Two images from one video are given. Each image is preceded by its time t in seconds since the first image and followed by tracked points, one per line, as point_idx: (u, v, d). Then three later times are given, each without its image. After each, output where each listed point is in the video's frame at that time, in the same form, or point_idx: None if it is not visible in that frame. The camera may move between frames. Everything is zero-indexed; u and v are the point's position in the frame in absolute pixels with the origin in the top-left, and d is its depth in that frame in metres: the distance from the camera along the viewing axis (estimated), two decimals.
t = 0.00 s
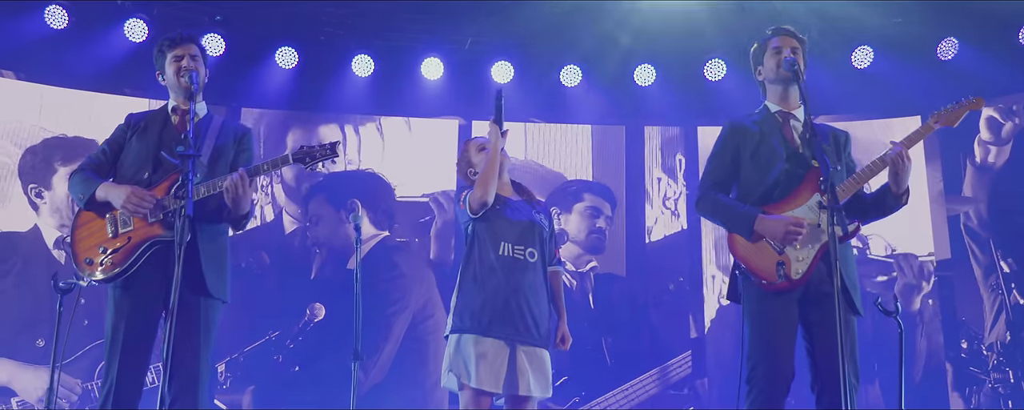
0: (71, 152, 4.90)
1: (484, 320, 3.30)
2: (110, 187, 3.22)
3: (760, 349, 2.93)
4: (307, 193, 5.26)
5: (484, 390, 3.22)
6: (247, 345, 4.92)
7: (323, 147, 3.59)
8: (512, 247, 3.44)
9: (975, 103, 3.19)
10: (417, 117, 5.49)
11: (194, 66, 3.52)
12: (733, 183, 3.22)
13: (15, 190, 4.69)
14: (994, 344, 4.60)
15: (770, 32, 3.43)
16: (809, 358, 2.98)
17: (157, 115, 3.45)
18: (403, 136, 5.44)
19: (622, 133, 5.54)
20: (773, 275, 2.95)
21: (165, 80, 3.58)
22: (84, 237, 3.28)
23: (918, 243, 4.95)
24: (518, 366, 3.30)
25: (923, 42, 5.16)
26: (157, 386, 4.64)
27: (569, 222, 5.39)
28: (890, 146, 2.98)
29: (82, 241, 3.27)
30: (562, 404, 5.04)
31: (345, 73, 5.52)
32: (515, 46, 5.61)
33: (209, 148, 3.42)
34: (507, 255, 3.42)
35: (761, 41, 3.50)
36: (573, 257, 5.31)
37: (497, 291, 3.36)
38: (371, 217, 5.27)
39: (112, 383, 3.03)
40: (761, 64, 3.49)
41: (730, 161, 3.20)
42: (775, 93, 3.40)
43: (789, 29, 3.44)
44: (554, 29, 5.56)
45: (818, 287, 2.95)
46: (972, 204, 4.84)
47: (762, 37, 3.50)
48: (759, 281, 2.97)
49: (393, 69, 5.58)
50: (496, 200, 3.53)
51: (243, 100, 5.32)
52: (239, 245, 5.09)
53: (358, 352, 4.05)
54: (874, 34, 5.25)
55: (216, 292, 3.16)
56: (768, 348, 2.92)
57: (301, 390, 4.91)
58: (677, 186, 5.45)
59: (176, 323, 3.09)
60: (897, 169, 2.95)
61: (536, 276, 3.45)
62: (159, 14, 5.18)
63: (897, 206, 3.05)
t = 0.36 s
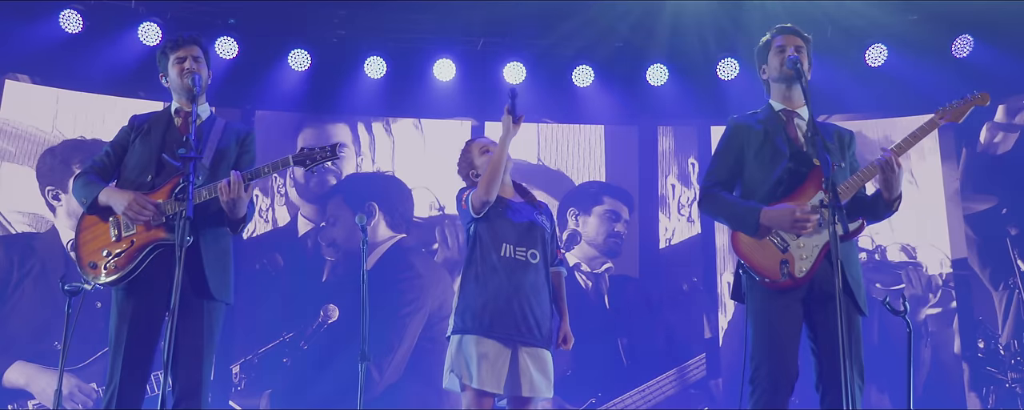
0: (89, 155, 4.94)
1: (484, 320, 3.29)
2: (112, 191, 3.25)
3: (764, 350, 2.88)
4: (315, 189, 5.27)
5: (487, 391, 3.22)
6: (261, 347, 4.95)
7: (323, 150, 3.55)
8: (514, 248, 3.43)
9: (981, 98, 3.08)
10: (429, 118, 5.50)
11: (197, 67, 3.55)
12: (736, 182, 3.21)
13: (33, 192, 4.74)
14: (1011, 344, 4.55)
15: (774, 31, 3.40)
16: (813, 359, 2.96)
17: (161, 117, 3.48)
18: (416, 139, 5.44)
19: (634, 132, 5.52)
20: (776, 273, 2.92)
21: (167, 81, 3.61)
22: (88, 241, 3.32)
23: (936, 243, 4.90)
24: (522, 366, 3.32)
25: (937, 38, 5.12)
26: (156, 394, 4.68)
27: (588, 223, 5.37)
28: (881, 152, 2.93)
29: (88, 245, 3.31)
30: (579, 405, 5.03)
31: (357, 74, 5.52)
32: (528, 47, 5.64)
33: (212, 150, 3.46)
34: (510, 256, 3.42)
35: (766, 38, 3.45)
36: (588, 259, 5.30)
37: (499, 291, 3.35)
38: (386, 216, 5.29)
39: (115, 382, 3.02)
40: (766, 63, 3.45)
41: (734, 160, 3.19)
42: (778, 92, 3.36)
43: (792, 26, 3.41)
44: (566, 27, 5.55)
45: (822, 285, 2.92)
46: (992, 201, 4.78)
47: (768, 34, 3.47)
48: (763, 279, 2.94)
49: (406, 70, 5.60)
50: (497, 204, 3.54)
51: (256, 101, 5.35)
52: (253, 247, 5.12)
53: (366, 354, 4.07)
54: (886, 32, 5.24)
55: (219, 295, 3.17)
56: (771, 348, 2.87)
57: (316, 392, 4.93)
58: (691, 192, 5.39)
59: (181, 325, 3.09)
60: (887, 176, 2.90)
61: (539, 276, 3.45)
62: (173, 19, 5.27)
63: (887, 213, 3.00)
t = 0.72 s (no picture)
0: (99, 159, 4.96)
1: (484, 324, 3.44)
2: (111, 195, 3.31)
3: (762, 351, 2.97)
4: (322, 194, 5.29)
5: (487, 393, 3.37)
6: (272, 349, 4.97)
7: (322, 153, 3.61)
8: (514, 253, 3.56)
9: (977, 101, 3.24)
10: (438, 120, 5.50)
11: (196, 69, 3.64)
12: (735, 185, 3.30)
13: (45, 196, 4.77)
14: None
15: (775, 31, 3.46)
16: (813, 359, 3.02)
17: (161, 120, 3.57)
18: (424, 142, 5.44)
19: (643, 134, 5.51)
20: (776, 275, 3.01)
21: (169, 86, 3.72)
22: (88, 244, 3.37)
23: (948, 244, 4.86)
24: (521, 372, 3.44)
25: (948, 38, 5.08)
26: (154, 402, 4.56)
27: (611, 227, 5.35)
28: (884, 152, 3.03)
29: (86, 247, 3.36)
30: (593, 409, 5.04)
31: (366, 77, 5.55)
32: (538, 49, 5.63)
33: (211, 153, 3.53)
34: (509, 261, 3.54)
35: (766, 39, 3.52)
36: (609, 260, 5.26)
37: (499, 295, 3.48)
38: (396, 222, 5.29)
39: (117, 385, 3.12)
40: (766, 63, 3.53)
41: (734, 161, 3.27)
42: (778, 92, 3.47)
43: (792, 29, 3.47)
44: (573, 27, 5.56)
45: (821, 287, 3.00)
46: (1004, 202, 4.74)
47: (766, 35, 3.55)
48: (762, 281, 3.03)
49: (414, 73, 5.60)
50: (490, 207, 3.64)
51: (265, 105, 5.36)
52: (264, 250, 5.13)
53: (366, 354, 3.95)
54: (898, 32, 5.19)
55: (218, 298, 3.23)
56: (770, 349, 2.96)
57: (327, 394, 4.95)
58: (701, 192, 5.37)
59: (179, 328, 3.18)
60: (887, 177, 3.01)
61: (537, 279, 3.57)
62: (183, 23, 5.27)
63: (888, 213, 3.09)
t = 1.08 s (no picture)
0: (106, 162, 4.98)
1: (476, 329, 3.40)
2: (105, 199, 3.31)
3: (752, 354, 2.97)
4: (303, 199, 5.28)
5: (487, 398, 3.33)
6: (276, 353, 4.98)
7: (314, 157, 3.67)
8: (510, 259, 3.51)
9: (971, 101, 3.30)
10: (443, 124, 5.51)
11: (191, 72, 3.66)
12: (728, 186, 3.29)
13: (54, 200, 4.81)
14: None
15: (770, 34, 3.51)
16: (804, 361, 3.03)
17: (155, 124, 3.57)
18: (429, 145, 5.46)
19: (648, 136, 5.49)
20: (768, 279, 3.00)
21: (163, 88, 3.74)
22: (83, 248, 3.35)
23: (955, 245, 4.82)
24: (523, 375, 3.36)
25: (953, 40, 5.07)
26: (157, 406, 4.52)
27: (638, 238, 5.31)
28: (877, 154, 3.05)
29: (81, 251, 3.34)
30: None
31: (370, 81, 5.55)
32: (542, 52, 5.64)
33: (205, 158, 3.53)
34: (506, 267, 3.50)
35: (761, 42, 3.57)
36: (643, 265, 5.24)
37: (490, 298, 3.44)
38: (400, 227, 5.29)
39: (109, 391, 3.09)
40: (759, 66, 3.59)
41: (725, 161, 3.25)
42: (773, 93, 3.51)
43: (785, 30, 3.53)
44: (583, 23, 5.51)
45: (814, 290, 2.99)
46: (1012, 204, 4.72)
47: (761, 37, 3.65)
48: (755, 284, 3.03)
49: (419, 77, 5.61)
50: (482, 211, 3.64)
51: (270, 109, 5.39)
52: (269, 253, 5.15)
53: (366, 357, 4.09)
54: (903, 33, 5.17)
55: (213, 302, 3.20)
56: (761, 352, 2.95)
57: (335, 397, 4.95)
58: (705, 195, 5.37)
59: (172, 333, 3.15)
60: (881, 179, 3.02)
61: (532, 283, 3.51)
62: (188, 28, 5.28)
63: (881, 215, 3.11)
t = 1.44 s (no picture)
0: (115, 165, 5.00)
1: (466, 332, 3.44)
2: (102, 203, 3.35)
3: (750, 358, 3.07)
4: (293, 207, 5.24)
5: (480, 401, 3.35)
6: (285, 356, 4.99)
7: (310, 160, 3.74)
8: (501, 262, 3.55)
9: (969, 101, 3.30)
10: (448, 127, 5.52)
11: (188, 76, 3.73)
12: (725, 188, 3.43)
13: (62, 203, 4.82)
14: None
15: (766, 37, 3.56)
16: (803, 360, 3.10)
17: (153, 129, 3.66)
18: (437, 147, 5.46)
19: (656, 138, 5.48)
20: (764, 280, 3.09)
21: (162, 93, 3.81)
22: (79, 253, 3.38)
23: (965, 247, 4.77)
24: (515, 378, 3.39)
25: (960, 40, 5.07)
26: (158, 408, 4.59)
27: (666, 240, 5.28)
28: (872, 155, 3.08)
29: (78, 255, 3.36)
30: None
31: (377, 84, 5.57)
32: (547, 54, 5.65)
33: (203, 160, 3.63)
34: (497, 270, 3.53)
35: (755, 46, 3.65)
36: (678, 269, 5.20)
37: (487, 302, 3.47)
38: (406, 232, 5.30)
39: (107, 394, 3.18)
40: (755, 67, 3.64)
41: (721, 165, 3.40)
42: (768, 94, 3.60)
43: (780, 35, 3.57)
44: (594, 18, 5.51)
45: (811, 291, 3.08)
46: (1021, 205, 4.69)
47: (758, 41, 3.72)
48: (749, 286, 3.12)
49: (426, 80, 5.63)
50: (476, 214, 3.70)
51: (277, 112, 5.40)
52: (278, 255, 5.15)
53: (365, 362, 4.08)
54: (909, 34, 5.16)
55: (209, 305, 3.30)
56: (756, 355, 3.05)
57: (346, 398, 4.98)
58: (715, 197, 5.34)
59: (169, 334, 3.23)
60: (876, 180, 3.06)
61: (527, 286, 3.55)
62: (195, 32, 5.34)
63: (877, 216, 3.14)
